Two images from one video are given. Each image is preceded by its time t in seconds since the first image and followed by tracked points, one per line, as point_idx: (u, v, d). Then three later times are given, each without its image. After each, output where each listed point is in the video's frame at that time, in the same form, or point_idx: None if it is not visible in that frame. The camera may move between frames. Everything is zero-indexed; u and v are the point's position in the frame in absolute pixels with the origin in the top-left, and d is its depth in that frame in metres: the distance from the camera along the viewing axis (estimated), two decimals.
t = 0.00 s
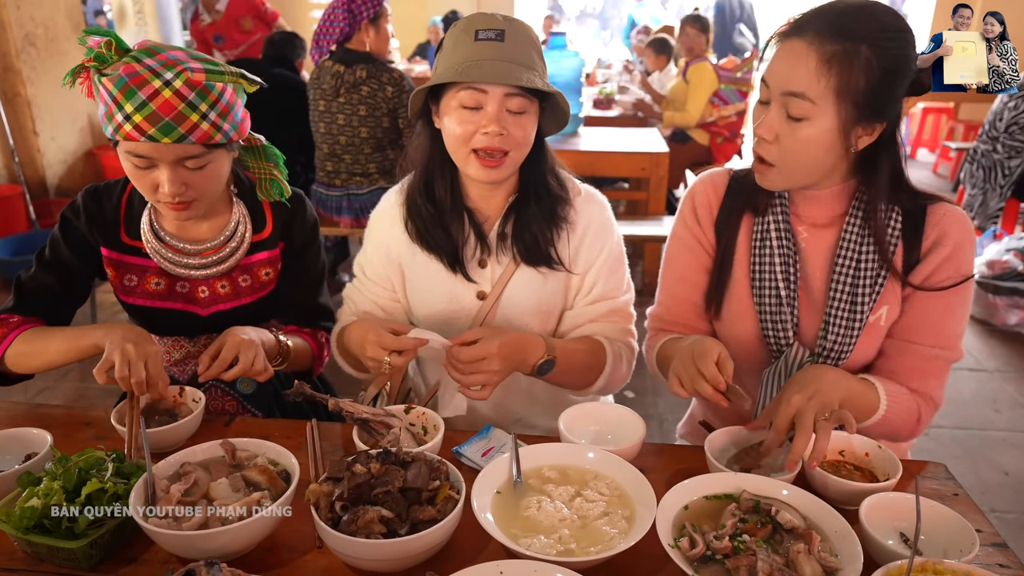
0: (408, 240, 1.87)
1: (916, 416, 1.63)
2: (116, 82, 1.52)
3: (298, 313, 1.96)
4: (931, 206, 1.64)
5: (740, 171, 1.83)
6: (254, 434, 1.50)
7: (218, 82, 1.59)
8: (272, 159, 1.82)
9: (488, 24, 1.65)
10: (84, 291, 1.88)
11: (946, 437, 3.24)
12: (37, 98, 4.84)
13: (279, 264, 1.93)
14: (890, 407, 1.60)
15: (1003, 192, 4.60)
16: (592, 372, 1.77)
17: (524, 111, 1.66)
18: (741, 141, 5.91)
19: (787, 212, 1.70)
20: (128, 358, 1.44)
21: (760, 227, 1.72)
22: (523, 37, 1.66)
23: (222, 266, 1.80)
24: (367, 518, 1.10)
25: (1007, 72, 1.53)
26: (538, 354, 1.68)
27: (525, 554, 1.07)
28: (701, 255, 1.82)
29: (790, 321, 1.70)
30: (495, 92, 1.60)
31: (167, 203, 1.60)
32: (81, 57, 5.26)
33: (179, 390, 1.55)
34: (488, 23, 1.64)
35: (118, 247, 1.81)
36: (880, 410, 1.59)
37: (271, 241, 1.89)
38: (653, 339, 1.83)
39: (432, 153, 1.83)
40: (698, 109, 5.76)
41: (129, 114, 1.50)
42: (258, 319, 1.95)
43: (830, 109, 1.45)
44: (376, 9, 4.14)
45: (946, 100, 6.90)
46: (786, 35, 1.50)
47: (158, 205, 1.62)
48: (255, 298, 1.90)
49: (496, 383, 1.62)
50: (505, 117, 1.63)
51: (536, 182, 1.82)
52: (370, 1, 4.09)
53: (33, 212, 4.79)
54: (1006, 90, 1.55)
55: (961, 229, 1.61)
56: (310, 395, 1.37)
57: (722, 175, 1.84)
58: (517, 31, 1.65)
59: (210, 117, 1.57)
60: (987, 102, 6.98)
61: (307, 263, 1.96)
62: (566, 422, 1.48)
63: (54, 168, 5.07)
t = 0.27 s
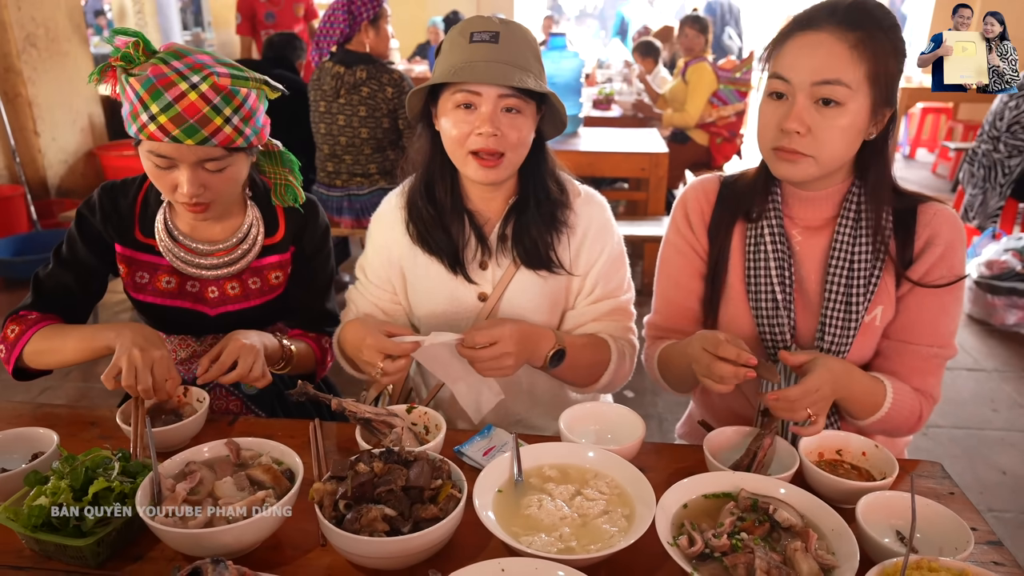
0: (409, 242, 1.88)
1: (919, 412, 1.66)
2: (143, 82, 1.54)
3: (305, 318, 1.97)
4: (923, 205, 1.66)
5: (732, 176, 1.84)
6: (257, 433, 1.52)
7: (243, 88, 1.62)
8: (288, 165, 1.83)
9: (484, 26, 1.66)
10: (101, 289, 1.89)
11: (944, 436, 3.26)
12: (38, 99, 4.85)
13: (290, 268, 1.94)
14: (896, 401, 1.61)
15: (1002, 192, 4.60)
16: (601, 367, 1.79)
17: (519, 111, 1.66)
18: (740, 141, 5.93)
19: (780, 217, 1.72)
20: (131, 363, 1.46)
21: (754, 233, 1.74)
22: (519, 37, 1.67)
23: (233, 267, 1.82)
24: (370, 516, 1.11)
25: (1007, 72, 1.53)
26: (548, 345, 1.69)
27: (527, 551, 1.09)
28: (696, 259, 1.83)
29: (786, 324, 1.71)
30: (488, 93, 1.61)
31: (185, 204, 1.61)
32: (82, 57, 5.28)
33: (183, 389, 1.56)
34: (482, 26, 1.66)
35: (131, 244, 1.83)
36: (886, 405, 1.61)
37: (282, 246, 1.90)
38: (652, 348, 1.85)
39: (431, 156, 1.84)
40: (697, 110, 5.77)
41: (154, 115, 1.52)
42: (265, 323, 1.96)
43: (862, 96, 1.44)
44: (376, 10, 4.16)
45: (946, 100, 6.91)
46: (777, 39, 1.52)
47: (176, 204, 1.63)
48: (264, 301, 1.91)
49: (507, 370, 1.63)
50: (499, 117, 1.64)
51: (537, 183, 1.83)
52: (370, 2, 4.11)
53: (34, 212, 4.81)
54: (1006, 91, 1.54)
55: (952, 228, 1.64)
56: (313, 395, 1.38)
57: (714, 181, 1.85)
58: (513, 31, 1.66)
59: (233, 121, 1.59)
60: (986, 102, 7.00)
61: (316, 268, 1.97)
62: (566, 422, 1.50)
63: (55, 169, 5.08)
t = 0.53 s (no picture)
0: (407, 242, 1.90)
1: (912, 408, 1.68)
2: (157, 87, 1.56)
3: (307, 321, 2.00)
4: (909, 204, 1.68)
5: (724, 179, 1.86)
6: (258, 433, 1.54)
7: (254, 94, 1.64)
8: (295, 170, 1.85)
9: (478, 31, 1.68)
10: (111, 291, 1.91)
11: (941, 436, 3.28)
12: (39, 100, 4.87)
13: (294, 270, 1.96)
14: (893, 396, 1.64)
15: (1000, 193, 4.64)
16: (585, 369, 1.80)
17: (513, 114, 1.68)
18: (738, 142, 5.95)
19: (772, 217, 1.73)
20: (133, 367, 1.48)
21: (746, 236, 1.76)
22: (514, 42, 1.68)
23: (239, 269, 1.84)
24: (371, 515, 1.13)
25: (1007, 72, 1.53)
26: (531, 345, 1.72)
27: (525, 549, 1.11)
28: (690, 260, 1.85)
29: (780, 321, 1.73)
30: (482, 98, 1.63)
31: (193, 207, 1.63)
32: (82, 58, 5.30)
33: (186, 390, 1.58)
34: (476, 31, 1.68)
35: (138, 245, 1.85)
36: (882, 400, 1.64)
37: (287, 248, 1.92)
38: (649, 347, 1.88)
39: (428, 159, 1.87)
40: (696, 111, 5.80)
41: (167, 119, 1.54)
42: (267, 325, 1.98)
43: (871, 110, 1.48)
44: (376, 12, 4.18)
45: (945, 101, 6.93)
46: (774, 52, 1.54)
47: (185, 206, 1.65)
48: (267, 303, 1.93)
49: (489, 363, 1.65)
50: (494, 122, 1.65)
51: (533, 183, 1.85)
52: (369, 5, 4.13)
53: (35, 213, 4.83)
54: (1006, 90, 1.55)
55: (939, 226, 1.65)
56: (314, 396, 1.40)
57: (706, 184, 1.87)
58: (507, 37, 1.67)
59: (244, 127, 1.60)
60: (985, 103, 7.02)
61: (318, 275, 2.00)
62: (563, 422, 1.52)
63: (56, 170, 5.11)
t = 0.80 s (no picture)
0: (407, 242, 1.91)
1: (906, 402, 1.69)
2: (159, 87, 1.57)
3: (307, 321, 2.02)
4: (895, 201, 1.71)
5: (715, 179, 1.87)
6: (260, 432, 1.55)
7: (255, 94, 1.65)
8: (296, 169, 1.85)
9: (475, 34, 1.69)
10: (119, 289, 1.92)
11: (939, 436, 3.29)
12: (40, 101, 4.88)
13: (294, 270, 1.97)
14: (886, 391, 1.66)
15: (998, 194, 4.65)
16: (588, 368, 1.80)
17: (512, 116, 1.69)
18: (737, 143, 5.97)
19: (763, 216, 1.75)
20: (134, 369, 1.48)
21: (737, 235, 1.77)
22: (510, 43, 1.69)
23: (240, 268, 1.85)
24: (372, 513, 1.14)
25: (1007, 72, 1.54)
26: (534, 342, 1.71)
27: (524, 547, 1.12)
28: (682, 260, 1.86)
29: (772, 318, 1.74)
30: (480, 99, 1.64)
31: (194, 205, 1.64)
32: (82, 58, 5.30)
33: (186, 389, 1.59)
34: (473, 33, 1.69)
35: (140, 243, 1.85)
36: (876, 395, 1.65)
37: (288, 248, 1.93)
38: (646, 345, 1.89)
39: (427, 159, 1.88)
40: (695, 111, 5.80)
41: (168, 118, 1.55)
42: (267, 325, 2.00)
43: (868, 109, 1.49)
44: (376, 13, 4.19)
45: (944, 101, 6.94)
46: (772, 55, 1.54)
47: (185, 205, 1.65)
48: (268, 302, 1.94)
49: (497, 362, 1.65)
50: (493, 123, 1.66)
51: (532, 183, 1.86)
52: (370, 6, 4.14)
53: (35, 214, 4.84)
54: (1006, 90, 1.56)
55: (926, 222, 1.68)
56: (316, 395, 1.41)
57: (697, 185, 1.88)
58: (504, 40, 1.68)
59: (245, 127, 1.61)
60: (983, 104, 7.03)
61: (318, 274, 2.01)
62: (563, 421, 1.53)
63: (56, 170, 5.11)
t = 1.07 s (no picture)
0: (408, 242, 1.92)
1: (910, 396, 1.69)
2: (150, 83, 1.57)
3: (305, 320, 2.01)
4: (894, 197, 1.72)
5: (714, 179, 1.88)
6: (261, 431, 1.55)
7: (246, 88, 1.65)
8: (291, 166, 1.85)
9: (473, 33, 1.70)
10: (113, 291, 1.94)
11: (938, 435, 3.29)
12: (40, 100, 4.88)
13: (293, 267, 1.98)
14: (890, 387, 1.66)
15: (997, 194, 4.65)
16: (583, 367, 1.79)
17: (511, 114, 1.69)
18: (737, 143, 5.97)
19: (763, 214, 1.76)
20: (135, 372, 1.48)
21: (737, 233, 1.78)
22: (509, 42, 1.69)
23: (237, 266, 1.85)
24: (373, 512, 1.14)
25: (1007, 72, 1.55)
26: (528, 350, 1.71)
27: (525, 546, 1.12)
28: (683, 259, 1.86)
29: (774, 315, 1.75)
30: (479, 97, 1.64)
31: (190, 202, 1.64)
32: (82, 58, 5.30)
33: (187, 389, 1.59)
34: (471, 32, 1.69)
35: (137, 244, 1.86)
36: (880, 391, 1.66)
37: (286, 245, 1.93)
38: (649, 347, 1.88)
39: (427, 159, 1.88)
40: (695, 111, 5.80)
41: (160, 114, 1.55)
42: (265, 325, 2.00)
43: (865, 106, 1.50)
44: (376, 13, 4.19)
45: (943, 101, 6.94)
46: (770, 54, 1.54)
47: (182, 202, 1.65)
48: (267, 300, 1.94)
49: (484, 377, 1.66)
50: (492, 121, 1.67)
51: (529, 182, 1.86)
52: (369, 6, 4.14)
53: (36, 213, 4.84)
54: (1006, 90, 1.56)
55: (924, 217, 1.70)
56: (317, 394, 1.42)
57: (695, 186, 1.89)
58: (503, 38, 1.68)
59: (237, 121, 1.62)
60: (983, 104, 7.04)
61: (317, 272, 2.01)
62: (564, 420, 1.53)
63: (56, 169, 5.12)
